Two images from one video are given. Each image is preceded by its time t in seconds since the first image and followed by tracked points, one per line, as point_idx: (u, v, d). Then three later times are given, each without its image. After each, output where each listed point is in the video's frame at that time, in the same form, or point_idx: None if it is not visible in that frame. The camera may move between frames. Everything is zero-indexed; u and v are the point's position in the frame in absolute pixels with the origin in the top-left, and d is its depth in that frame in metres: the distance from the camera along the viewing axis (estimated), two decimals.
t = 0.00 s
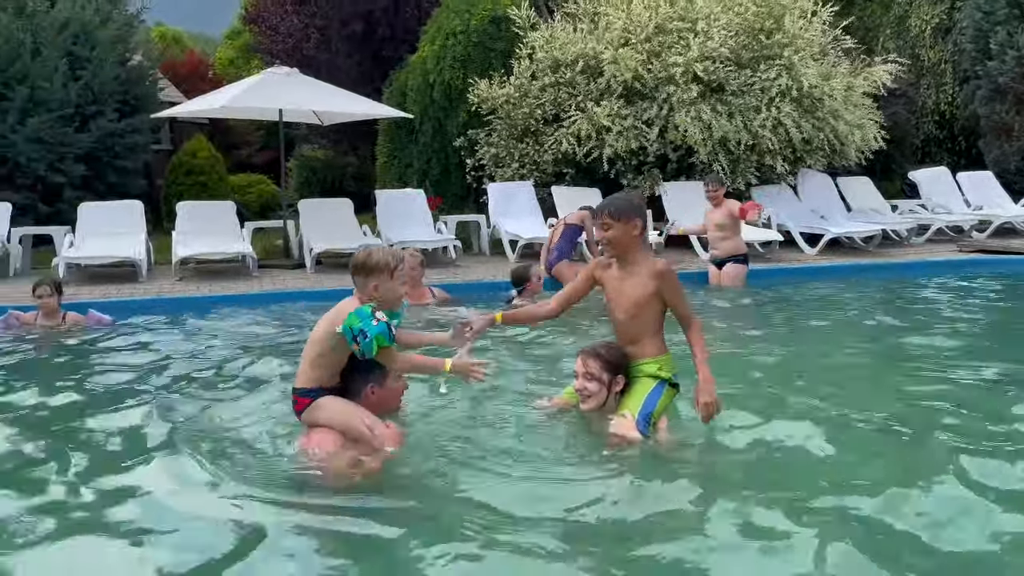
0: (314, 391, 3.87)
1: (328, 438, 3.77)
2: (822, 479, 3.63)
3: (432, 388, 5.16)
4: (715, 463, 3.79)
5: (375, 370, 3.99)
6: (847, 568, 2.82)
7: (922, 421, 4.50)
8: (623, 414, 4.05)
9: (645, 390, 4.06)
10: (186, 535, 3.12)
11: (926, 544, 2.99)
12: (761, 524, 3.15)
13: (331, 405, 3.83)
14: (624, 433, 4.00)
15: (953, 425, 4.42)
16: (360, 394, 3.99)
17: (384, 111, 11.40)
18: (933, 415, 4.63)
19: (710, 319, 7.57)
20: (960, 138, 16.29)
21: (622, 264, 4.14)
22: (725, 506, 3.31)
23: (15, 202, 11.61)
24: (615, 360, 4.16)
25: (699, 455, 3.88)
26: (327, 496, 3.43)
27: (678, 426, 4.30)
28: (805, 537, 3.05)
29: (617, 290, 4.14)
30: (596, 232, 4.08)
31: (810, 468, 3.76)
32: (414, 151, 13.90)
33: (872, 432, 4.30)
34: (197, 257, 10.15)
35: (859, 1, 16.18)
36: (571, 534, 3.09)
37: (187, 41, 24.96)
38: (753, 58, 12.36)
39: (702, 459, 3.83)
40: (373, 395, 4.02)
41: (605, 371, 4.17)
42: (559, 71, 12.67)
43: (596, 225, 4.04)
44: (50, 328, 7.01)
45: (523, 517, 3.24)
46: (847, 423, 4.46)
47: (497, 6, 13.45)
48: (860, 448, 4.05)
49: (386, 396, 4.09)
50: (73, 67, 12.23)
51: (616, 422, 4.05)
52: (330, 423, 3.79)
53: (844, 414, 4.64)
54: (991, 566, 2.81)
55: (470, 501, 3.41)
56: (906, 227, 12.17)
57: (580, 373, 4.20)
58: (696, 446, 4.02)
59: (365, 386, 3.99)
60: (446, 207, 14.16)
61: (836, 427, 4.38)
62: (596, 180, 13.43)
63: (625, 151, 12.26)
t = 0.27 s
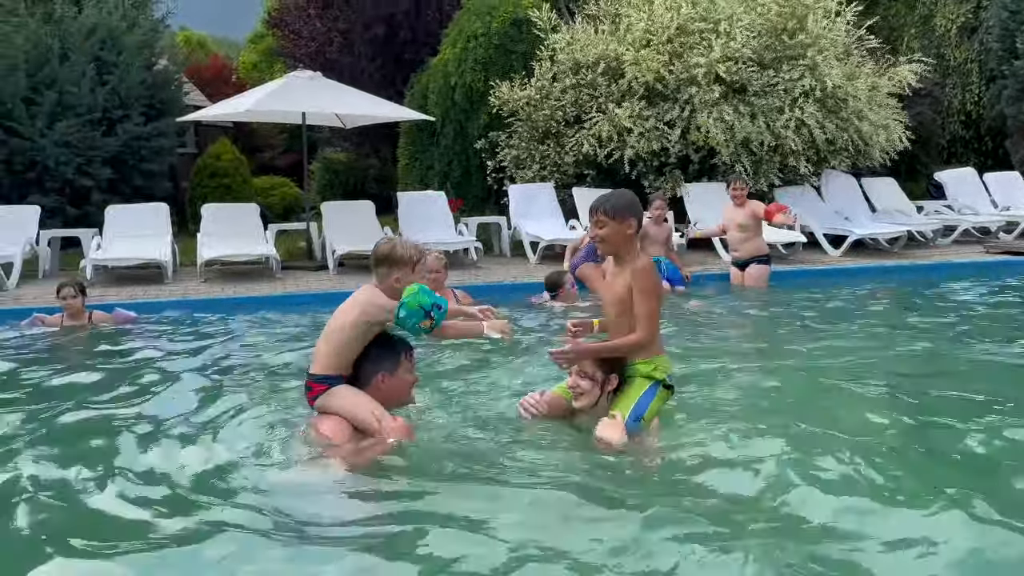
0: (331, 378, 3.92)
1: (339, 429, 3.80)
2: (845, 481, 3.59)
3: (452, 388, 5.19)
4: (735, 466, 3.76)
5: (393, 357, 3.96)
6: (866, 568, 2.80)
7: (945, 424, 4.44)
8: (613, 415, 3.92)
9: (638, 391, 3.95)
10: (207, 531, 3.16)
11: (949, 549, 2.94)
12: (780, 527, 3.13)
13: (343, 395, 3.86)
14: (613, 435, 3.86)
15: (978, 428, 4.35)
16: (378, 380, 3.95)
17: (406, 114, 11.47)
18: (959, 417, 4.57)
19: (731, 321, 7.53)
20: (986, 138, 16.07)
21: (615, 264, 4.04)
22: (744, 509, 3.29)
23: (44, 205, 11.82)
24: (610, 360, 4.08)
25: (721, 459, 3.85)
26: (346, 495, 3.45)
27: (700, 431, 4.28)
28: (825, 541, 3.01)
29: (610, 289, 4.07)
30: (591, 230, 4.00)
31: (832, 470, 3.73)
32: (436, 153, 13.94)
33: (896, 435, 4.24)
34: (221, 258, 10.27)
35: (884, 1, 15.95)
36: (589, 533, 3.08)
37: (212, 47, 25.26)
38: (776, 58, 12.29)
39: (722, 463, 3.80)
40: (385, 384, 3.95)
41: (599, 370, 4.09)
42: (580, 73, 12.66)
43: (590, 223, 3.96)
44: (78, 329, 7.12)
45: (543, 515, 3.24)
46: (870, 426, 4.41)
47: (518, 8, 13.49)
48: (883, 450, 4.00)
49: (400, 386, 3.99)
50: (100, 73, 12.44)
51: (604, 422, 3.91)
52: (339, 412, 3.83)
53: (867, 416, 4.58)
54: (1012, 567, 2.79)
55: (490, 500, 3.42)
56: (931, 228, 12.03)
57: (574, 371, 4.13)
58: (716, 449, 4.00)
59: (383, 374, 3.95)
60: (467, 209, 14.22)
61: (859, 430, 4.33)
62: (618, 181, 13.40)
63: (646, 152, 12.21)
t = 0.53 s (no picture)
0: (344, 378, 3.90)
1: (353, 427, 3.78)
2: (862, 483, 3.56)
3: (466, 390, 5.15)
4: (753, 470, 3.70)
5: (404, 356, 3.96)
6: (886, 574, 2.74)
7: (964, 425, 4.39)
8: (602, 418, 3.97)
9: (628, 395, 3.99)
10: (223, 527, 3.18)
11: (968, 551, 2.90)
12: (797, 528, 3.10)
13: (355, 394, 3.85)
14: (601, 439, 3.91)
15: (998, 429, 4.30)
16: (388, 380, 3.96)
17: (422, 115, 11.49)
18: (979, 419, 4.51)
19: (747, 322, 7.48)
20: (1008, 137, 15.86)
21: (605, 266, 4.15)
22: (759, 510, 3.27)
23: (65, 207, 11.94)
24: (602, 363, 4.01)
25: (736, 461, 3.83)
26: (360, 492, 3.46)
27: (716, 433, 4.26)
28: (842, 542, 2.98)
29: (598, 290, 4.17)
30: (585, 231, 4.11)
31: (850, 472, 3.69)
32: (451, 154, 13.97)
33: (914, 436, 4.20)
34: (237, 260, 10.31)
35: None
36: (603, 531, 3.07)
37: (228, 49, 25.43)
38: (794, 57, 12.20)
39: (738, 465, 3.77)
40: (399, 384, 3.97)
41: (590, 373, 4.02)
42: (596, 73, 12.60)
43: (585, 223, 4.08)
44: (97, 329, 7.19)
45: (557, 513, 3.23)
46: (889, 427, 4.36)
47: (534, 8, 13.46)
48: (901, 452, 3.96)
49: (412, 388, 4.02)
50: (119, 75, 12.53)
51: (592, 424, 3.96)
52: (350, 412, 3.81)
53: (885, 418, 4.53)
54: None
55: (503, 502, 3.39)
56: (953, 227, 11.86)
57: (565, 373, 4.07)
58: (732, 451, 3.97)
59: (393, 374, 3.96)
60: (483, 210, 14.20)
61: (877, 431, 4.29)
62: (633, 182, 13.33)
63: (663, 152, 12.14)
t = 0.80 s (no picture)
0: (353, 381, 3.99)
1: (359, 431, 3.85)
2: (877, 487, 3.54)
3: (479, 391, 5.17)
4: (762, 474, 3.70)
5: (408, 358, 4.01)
6: None
7: (982, 428, 4.35)
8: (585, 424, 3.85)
9: (613, 402, 3.88)
10: (237, 530, 3.21)
11: (981, 556, 2.88)
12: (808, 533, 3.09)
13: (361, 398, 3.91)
14: (583, 445, 3.77)
15: (1016, 433, 4.26)
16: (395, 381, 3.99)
17: (437, 117, 11.53)
18: (996, 421, 4.47)
19: (763, 324, 7.45)
20: None
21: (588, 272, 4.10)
22: (771, 515, 3.26)
23: (85, 210, 12.09)
24: (588, 369, 3.96)
25: (750, 465, 3.82)
26: (373, 495, 3.49)
27: (730, 436, 4.25)
28: (854, 547, 2.97)
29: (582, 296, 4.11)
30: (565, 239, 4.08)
31: (864, 475, 3.68)
32: (466, 156, 14.06)
33: (929, 439, 4.17)
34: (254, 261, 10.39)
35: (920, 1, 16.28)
36: (614, 534, 3.07)
37: (246, 53, 25.63)
38: (810, 58, 12.14)
39: (752, 469, 3.76)
40: (407, 386, 4.01)
41: (575, 379, 3.99)
42: (611, 75, 12.59)
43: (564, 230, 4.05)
44: (116, 331, 7.28)
45: (568, 516, 3.24)
46: (904, 430, 4.34)
47: (548, 10, 13.49)
48: (916, 455, 3.94)
49: (419, 388, 4.04)
50: (138, 79, 12.66)
51: (576, 431, 3.84)
52: (355, 413, 3.88)
53: (900, 419, 4.51)
54: None
55: (513, 503, 3.40)
56: (971, 228, 11.75)
57: (551, 378, 4.07)
58: (745, 454, 3.97)
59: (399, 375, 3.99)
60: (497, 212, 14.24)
61: (893, 434, 4.26)
62: (648, 182, 13.30)
63: (678, 154, 12.10)
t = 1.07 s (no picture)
0: (379, 386, 4.04)
1: (383, 436, 3.95)
2: (898, 490, 3.49)
3: (495, 392, 5.15)
4: (780, 478, 3.66)
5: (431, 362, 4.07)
6: None
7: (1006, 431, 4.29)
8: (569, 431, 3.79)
9: (598, 407, 3.72)
10: (254, 529, 3.22)
11: (1002, 562, 2.83)
12: (829, 537, 3.05)
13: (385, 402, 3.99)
14: (562, 454, 3.74)
15: None
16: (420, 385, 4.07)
17: (454, 119, 11.53)
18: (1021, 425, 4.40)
19: (781, 325, 7.39)
20: None
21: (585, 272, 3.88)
22: (790, 519, 3.23)
23: (105, 211, 12.19)
24: (580, 372, 3.81)
25: (769, 468, 3.78)
26: (389, 497, 3.48)
27: (749, 438, 4.21)
28: (875, 552, 2.93)
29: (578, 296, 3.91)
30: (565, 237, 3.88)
31: (885, 479, 3.63)
32: (482, 157, 14.08)
33: (952, 443, 4.11)
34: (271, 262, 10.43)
35: None
36: (631, 537, 3.05)
37: (264, 56, 25.77)
38: (830, 58, 12.04)
39: (771, 473, 3.73)
40: (432, 390, 4.09)
41: (566, 381, 3.86)
42: (628, 75, 12.53)
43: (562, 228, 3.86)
44: (136, 331, 7.32)
45: (586, 517, 3.22)
46: (926, 433, 4.28)
47: (566, 11, 13.48)
48: (939, 459, 3.88)
49: (443, 393, 4.12)
50: (158, 81, 12.75)
51: (559, 440, 3.79)
52: (385, 418, 3.95)
53: (922, 423, 4.45)
54: None
55: (528, 504, 3.38)
56: (994, 229, 11.60)
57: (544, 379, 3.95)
58: (764, 458, 3.93)
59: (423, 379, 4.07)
60: (514, 213, 14.22)
61: (914, 437, 4.21)
62: (666, 183, 13.23)
63: (696, 155, 12.02)
